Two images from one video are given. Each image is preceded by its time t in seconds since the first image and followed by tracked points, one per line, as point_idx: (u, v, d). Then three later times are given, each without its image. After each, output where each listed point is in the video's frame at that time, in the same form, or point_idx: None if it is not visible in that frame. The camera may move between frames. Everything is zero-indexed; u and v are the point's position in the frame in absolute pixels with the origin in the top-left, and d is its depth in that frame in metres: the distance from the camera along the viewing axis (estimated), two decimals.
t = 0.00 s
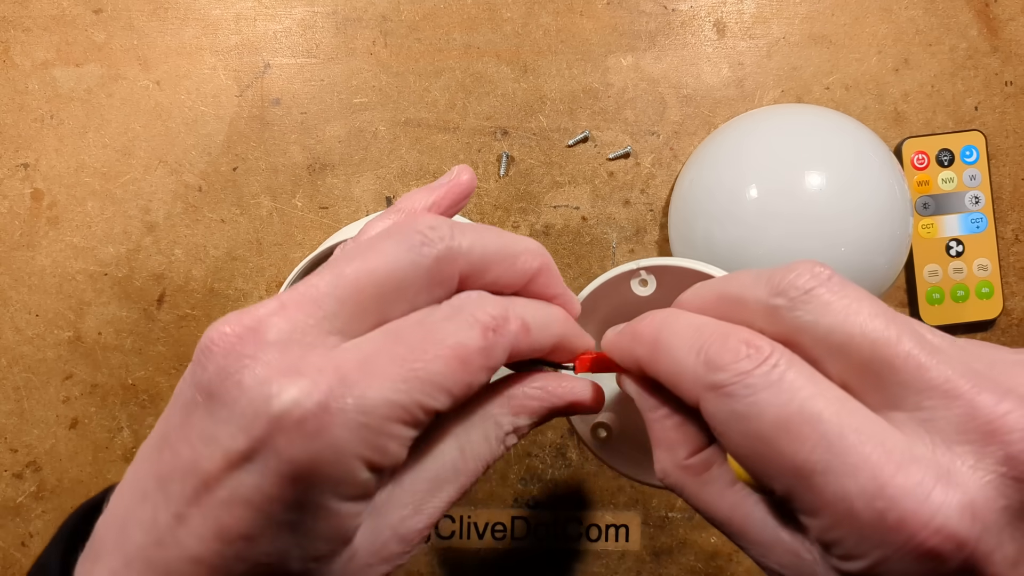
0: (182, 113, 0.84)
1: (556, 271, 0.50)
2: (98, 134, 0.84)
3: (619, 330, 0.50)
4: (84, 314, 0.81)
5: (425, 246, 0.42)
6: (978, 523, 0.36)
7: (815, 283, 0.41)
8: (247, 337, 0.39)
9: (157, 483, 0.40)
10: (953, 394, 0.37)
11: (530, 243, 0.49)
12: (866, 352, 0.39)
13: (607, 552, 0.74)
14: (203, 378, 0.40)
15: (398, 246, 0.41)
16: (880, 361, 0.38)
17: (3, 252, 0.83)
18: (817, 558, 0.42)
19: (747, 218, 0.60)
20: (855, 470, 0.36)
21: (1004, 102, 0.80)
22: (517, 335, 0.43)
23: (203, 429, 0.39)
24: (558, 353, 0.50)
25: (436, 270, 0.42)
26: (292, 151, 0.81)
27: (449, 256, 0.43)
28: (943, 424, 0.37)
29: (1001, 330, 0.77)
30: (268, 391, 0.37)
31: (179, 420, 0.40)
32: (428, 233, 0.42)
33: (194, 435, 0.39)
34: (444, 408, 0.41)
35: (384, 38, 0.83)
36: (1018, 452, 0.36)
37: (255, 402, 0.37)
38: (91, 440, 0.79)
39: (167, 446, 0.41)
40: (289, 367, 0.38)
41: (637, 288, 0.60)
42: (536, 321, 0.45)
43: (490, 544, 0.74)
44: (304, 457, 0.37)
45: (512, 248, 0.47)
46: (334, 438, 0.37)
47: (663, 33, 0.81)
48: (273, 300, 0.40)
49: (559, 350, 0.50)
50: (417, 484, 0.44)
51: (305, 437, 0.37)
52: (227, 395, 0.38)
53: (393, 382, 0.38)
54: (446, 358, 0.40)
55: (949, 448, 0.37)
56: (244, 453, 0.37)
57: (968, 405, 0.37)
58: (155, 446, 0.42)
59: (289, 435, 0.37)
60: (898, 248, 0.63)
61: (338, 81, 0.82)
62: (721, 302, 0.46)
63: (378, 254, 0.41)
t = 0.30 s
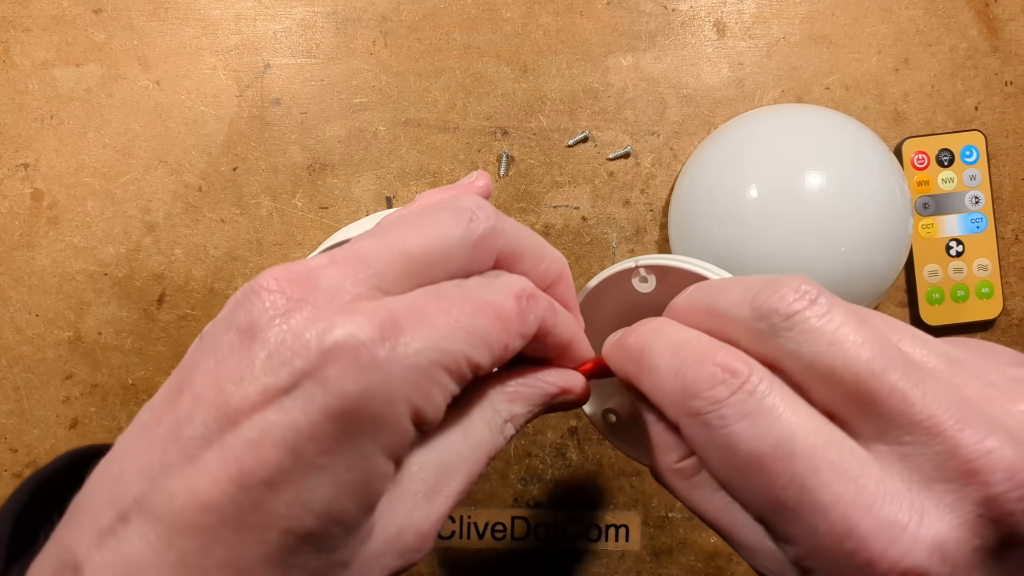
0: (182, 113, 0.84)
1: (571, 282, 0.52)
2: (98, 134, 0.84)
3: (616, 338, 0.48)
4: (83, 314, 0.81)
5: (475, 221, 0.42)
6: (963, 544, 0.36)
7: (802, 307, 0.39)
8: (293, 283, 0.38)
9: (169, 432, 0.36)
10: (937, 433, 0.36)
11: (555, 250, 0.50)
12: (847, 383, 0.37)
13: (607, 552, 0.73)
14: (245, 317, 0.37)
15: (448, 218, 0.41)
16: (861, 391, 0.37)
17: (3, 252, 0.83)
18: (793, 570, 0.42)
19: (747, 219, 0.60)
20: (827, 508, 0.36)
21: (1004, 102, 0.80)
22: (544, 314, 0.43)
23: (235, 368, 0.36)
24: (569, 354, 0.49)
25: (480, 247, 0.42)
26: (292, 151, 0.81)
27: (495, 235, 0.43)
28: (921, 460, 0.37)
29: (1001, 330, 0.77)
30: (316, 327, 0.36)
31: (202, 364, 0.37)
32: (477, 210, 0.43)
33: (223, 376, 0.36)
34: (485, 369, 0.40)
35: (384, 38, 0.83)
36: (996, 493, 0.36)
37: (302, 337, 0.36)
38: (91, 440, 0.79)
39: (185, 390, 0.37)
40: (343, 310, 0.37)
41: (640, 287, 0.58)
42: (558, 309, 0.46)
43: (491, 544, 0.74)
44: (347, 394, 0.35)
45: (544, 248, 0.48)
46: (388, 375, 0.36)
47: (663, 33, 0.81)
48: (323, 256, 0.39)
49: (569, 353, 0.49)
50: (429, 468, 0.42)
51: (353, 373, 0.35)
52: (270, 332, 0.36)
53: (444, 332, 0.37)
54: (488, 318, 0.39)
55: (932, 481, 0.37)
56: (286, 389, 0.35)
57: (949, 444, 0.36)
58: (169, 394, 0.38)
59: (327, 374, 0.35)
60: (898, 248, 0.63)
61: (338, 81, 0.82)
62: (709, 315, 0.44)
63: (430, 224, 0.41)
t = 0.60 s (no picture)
0: (182, 113, 0.84)
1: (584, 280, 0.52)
2: (98, 134, 0.84)
3: (614, 336, 0.47)
4: (83, 314, 0.81)
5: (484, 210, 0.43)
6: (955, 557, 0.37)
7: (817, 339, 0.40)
8: (300, 261, 0.40)
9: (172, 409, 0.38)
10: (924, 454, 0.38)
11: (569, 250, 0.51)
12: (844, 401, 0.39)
13: (607, 552, 0.73)
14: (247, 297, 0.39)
15: (456, 206, 0.43)
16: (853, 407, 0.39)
17: (3, 252, 0.83)
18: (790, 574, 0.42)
19: (747, 219, 0.60)
20: (821, 518, 0.37)
21: (1004, 102, 0.80)
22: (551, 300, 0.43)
23: (237, 342, 0.38)
24: (576, 348, 0.49)
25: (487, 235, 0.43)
26: (292, 151, 0.81)
27: (502, 224, 0.44)
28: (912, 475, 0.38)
29: (1001, 331, 0.77)
30: (317, 303, 0.37)
31: (206, 341, 0.39)
32: (489, 200, 0.44)
33: (227, 352, 0.38)
34: (485, 350, 0.40)
35: (384, 38, 0.83)
36: (989, 509, 0.37)
37: (305, 312, 0.37)
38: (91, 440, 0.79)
39: (188, 366, 0.39)
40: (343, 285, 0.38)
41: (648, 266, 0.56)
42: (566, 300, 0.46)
43: (491, 544, 0.74)
44: (345, 367, 0.36)
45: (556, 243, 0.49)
46: (387, 344, 0.37)
47: (663, 33, 0.81)
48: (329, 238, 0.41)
49: (577, 348, 0.49)
50: (437, 465, 0.43)
51: (354, 348, 0.36)
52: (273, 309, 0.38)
53: (442, 311, 0.38)
54: (492, 299, 0.40)
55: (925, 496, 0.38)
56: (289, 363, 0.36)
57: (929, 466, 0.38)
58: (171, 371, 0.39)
59: (330, 349, 0.36)
60: (898, 248, 0.63)
61: (338, 81, 0.82)
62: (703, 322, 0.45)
63: (441, 211, 0.42)
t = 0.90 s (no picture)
0: (182, 113, 0.84)
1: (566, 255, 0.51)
2: (98, 134, 0.84)
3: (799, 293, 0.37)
4: (83, 314, 0.81)
5: (444, 197, 0.43)
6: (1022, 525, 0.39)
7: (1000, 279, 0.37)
8: (253, 263, 0.40)
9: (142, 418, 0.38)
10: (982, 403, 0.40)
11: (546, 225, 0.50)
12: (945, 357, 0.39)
13: (608, 551, 0.73)
14: (201, 302, 0.40)
15: (415, 193, 0.43)
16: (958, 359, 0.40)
17: (4, 252, 0.83)
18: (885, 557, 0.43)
19: (747, 218, 0.60)
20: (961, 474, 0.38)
21: (1004, 102, 0.80)
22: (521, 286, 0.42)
23: (194, 350, 0.39)
24: (557, 332, 0.48)
25: (450, 222, 0.43)
26: (292, 151, 0.81)
27: (464, 210, 0.44)
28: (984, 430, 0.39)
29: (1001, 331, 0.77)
30: (269, 308, 0.38)
31: (170, 352, 0.40)
32: (448, 186, 0.44)
33: (188, 361, 0.38)
34: (447, 345, 0.40)
35: (384, 38, 0.83)
36: None
37: (257, 318, 0.38)
38: (91, 440, 0.79)
39: (155, 378, 0.40)
40: (295, 285, 0.38)
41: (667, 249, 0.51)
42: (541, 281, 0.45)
43: (491, 544, 0.74)
44: (296, 370, 0.36)
45: (529, 221, 0.48)
46: (336, 351, 0.36)
47: (663, 33, 0.81)
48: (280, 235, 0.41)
49: (561, 326, 0.48)
50: (412, 451, 0.43)
51: (303, 350, 0.36)
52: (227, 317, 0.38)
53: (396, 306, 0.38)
54: (452, 292, 0.39)
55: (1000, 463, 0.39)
56: (242, 373, 0.37)
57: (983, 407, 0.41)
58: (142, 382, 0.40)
59: (283, 350, 0.36)
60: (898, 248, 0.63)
61: (338, 81, 0.82)
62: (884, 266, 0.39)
63: (397, 198, 0.42)
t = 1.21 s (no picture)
0: (182, 113, 0.84)
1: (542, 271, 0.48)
2: (98, 134, 0.84)
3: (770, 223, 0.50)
4: (83, 314, 0.81)
5: (384, 247, 0.42)
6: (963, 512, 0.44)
7: (869, 256, 0.47)
8: (190, 335, 0.40)
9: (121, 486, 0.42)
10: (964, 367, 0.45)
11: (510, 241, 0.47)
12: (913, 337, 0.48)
13: (607, 552, 0.73)
14: (153, 372, 0.41)
15: (355, 246, 0.42)
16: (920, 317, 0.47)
17: (3, 252, 0.83)
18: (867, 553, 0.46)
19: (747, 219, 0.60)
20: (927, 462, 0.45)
21: (1004, 102, 0.80)
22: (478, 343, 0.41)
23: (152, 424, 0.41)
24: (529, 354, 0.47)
25: (395, 272, 0.43)
26: (292, 151, 0.81)
27: (409, 256, 0.43)
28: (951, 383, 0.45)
29: (1001, 331, 0.77)
30: (206, 391, 0.38)
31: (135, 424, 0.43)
32: (388, 233, 0.42)
33: (148, 437, 0.41)
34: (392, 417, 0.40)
35: (384, 38, 0.83)
36: None
37: (194, 401, 0.39)
38: (91, 440, 0.79)
39: (128, 447, 0.43)
40: (231, 365, 0.39)
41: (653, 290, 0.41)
42: (502, 320, 0.44)
43: (490, 545, 0.74)
44: (238, 458, 0.38)
45: (487, 246, 0.46)
46: (269, 443, 0.37)
47: (663, 33, 0.81)
48: (222, 299, 0.42)
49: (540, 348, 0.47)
50: (388, 484, 0.43)
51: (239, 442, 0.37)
52: (170, 396, 0.40)
53: (333, 387, 0.38)
54: (396, 366, 0.38)
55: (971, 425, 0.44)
56: (189, 458, 0.38)
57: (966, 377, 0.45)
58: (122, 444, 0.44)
59: (225, 438, 0.37)
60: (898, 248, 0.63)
61: (338, 81, 0.82)
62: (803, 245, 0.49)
63: (333, 255, 0.41)
